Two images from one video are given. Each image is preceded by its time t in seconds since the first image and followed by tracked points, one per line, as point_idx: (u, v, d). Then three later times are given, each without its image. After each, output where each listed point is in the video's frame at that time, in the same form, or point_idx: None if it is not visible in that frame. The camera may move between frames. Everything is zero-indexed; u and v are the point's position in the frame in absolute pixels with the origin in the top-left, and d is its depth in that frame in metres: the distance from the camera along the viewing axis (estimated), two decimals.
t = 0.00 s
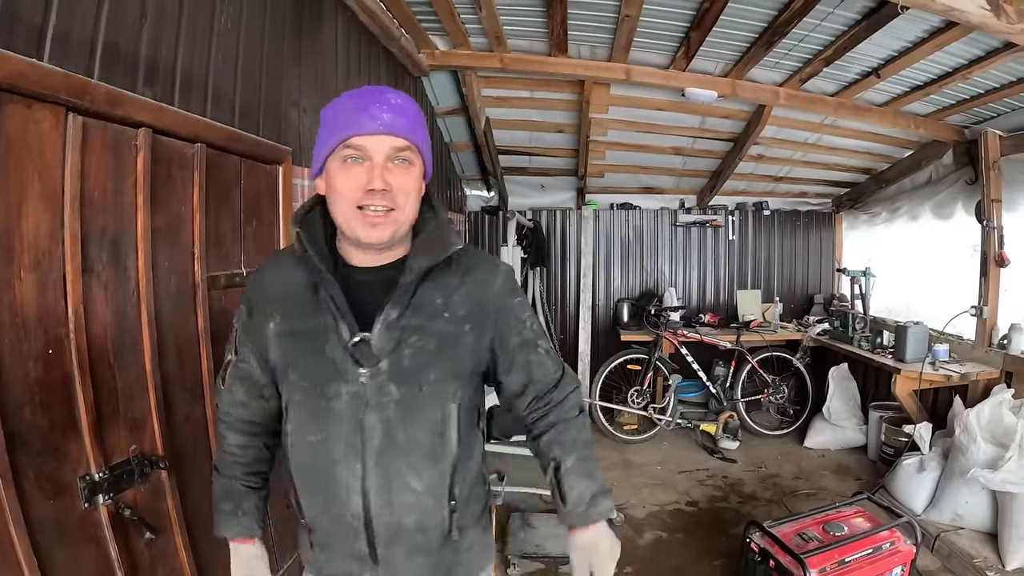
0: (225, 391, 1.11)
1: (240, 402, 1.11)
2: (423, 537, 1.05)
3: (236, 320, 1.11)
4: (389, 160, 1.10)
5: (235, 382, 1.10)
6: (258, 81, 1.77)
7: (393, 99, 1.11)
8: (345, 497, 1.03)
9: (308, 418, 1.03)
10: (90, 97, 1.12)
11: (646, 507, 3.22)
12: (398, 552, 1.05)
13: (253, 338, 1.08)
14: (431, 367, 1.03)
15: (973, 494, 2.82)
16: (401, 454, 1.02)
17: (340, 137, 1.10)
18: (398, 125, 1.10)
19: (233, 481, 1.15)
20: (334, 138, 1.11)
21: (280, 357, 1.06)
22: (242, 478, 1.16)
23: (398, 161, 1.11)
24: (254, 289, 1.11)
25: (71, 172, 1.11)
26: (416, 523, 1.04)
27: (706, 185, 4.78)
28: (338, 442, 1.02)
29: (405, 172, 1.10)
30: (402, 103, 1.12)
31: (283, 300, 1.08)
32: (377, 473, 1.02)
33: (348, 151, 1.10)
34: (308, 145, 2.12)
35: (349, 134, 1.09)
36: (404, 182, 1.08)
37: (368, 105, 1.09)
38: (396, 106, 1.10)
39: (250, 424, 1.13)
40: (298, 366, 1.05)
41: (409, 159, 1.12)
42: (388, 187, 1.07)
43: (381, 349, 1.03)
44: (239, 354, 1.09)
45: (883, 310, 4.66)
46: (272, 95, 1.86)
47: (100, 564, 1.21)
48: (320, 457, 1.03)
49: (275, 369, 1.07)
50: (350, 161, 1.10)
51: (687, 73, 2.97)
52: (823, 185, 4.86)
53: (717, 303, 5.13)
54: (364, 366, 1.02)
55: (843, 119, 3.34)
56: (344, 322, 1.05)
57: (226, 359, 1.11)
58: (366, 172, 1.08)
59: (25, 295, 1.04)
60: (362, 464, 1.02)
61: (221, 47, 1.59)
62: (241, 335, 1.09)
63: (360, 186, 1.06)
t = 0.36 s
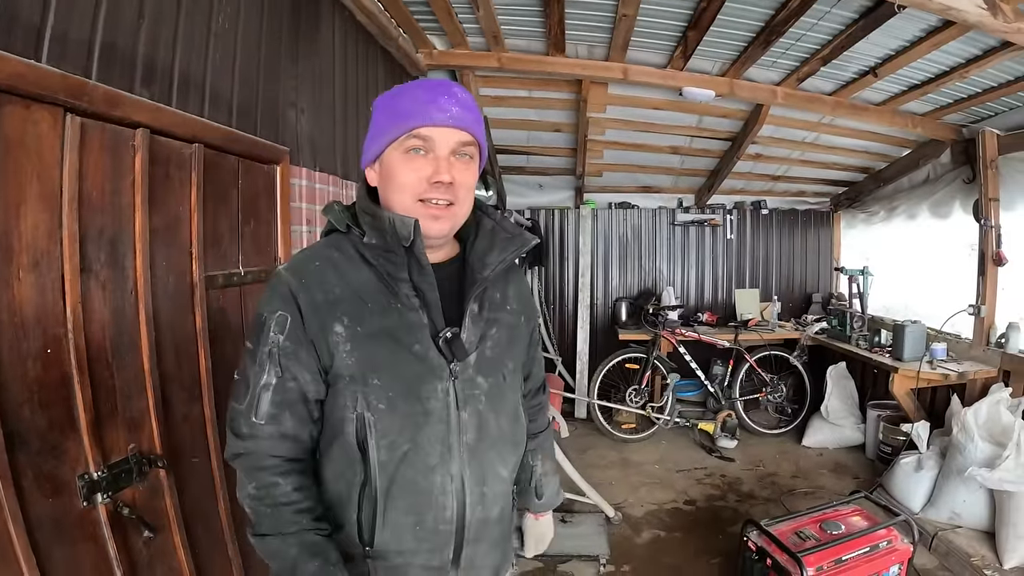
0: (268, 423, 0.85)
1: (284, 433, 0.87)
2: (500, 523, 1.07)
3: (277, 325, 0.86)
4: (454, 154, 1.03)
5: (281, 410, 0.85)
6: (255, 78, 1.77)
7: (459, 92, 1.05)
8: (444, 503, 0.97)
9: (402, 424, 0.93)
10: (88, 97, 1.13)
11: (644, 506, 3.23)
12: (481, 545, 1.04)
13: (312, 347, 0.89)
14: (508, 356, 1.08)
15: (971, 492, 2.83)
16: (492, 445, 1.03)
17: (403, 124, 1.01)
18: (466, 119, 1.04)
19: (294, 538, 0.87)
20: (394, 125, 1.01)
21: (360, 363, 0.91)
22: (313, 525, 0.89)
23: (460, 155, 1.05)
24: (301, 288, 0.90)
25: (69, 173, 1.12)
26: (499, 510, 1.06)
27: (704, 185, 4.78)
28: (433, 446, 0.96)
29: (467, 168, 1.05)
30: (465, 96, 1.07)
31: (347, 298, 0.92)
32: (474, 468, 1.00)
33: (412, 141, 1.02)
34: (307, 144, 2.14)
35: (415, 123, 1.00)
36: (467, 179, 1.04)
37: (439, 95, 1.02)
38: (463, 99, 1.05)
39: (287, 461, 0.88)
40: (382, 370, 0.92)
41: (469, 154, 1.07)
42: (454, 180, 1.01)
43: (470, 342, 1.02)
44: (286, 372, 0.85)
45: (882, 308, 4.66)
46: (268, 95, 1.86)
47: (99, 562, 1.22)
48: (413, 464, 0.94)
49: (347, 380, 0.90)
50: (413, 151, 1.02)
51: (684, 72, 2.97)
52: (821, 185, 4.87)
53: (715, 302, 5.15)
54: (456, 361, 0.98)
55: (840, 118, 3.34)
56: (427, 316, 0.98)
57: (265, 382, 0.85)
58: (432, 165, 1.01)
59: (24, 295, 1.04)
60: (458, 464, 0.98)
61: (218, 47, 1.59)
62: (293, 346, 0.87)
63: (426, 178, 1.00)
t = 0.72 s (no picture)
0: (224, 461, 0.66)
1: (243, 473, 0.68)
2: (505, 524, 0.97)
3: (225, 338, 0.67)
4: (424, 149, 0.95)
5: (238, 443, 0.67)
6: (254, 79, 1.78)
7: (432, 84, 0.98)
8: (455, 513, 0.84)
9: (397, 432, 0.78)
10: (87, 96, 1.13)
11: (643, 505, 3.23)
12: (492, 552, 0.93)
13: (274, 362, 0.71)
14: (481, 348, 1.00)
15: (969, 491, 2.83)
16: (488, 443, 0.92)
17: (372, 113, 0.91)
18: (439, 113, 0.97)
19: None
20: (361, 113, 0.92)
21: (340, 367, 0.75)
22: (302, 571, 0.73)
23: (429, 150, 0.96)
24: (257, 294, 0.72)
25: (68, 172, 1.12)
26: (502, 511, 0.96)
27: (703, 184, 4.78)
28: (436, 452, 0.82)
29: (436, 165, 0.97)
30: (436, 89, 1.00)
31: (312, 298, 0.76)
32: (477, 469, 0.89)
33: (381, 132, 0.92)
34: (305, 142, 2.15)
35: (386, 113, 0.91)
36: (436, 176, 0.95)
37: (412, 85, 0.94)
38: (435, 91, 0.97)
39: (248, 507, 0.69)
40: (366, 374, 0.77)
41: (437, 151, 0.99)
42: (425, 177, 0.92)
43: (447, 336, 0.92)
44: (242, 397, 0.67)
45: (881, 308, 4.67)
46: (268, 95, 1.86)
47: (98, 563, 1.22)
48: (417, 477, 0.80)
49: (327, 390, 0.74)
50: (382, 144, 0.92)
51: (683, 71, 2.98)
52: (820, 184, 4.87)
53: (714, 302, 5.16)
54: (439, 357, 0.87)
55: (839, 117, 3.34)
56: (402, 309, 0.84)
57: (212, 412, 0.66)
58: (402, 159, 0.91)
59: (23, 294, 1.04)
60: (462, 467, 0.86)
61: (217, 48, 1.59)
62: (248, 367, 0.68)
63: (397, 173, 0.90)
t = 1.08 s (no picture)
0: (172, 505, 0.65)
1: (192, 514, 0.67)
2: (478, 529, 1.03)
3: (169, 374, 0.65)
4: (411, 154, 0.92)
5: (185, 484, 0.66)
6: (254, 76, 1.78)
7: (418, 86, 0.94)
8: (430, 529, 0.88)
9: (364, 456, 0.80)
10: (88, 95, 1.13)
11: (643, 504, 3.23)
12: (467, 559, 0.99)
13: (225, 393, 0.70)
14: (439, 351, 1.01)
15: (968, 489, 2.84)
16: (455, 451, 0.96)
17: (375, 114, 0.83)
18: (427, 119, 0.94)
19: None
20: (360, 113, 0.82)
21: (303, 392, 0.76)
22: None
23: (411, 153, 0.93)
24: (199, 315, 0.69)
25: (68, 171, 1.12)
26: (473, 516, 1.01)
27: (701, 183, 4.79)
28: (406, 471, 0.85)
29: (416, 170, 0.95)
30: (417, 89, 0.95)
31: (262, 316, 0.74)
32: (447, 480, 0.92)
33: (380, 136, 0.85)
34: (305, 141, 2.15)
35: (392, 115, 0.85)
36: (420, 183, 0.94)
37: (410, 89, 0.89)
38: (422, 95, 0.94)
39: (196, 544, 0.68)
40: (329, 396, 0.78)
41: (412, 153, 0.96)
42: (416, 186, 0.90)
43: (410, 343, 0.93)
44: (189, 434, 0.66)
45: (879, 306, 4.69)
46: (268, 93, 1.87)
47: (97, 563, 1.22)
48: (390, 500, 0.82)
49: (287, 418, 0.75)
50: (380, 147, 0.85)
51: (682, 70, 2.99)
52: (819, 183, 4.88)
53: (713, 301, 5.17)
54: (400, 368, 0.88)
55: (838, 116, 3.35)
56: (363, 324, 0.84)
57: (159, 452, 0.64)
58: (402, 168, 0.87)
59: (23, 294, 1.04)
60: (432, 481, 0.89)
61: (218, 46, 1.60)
62: (195, 400, 0.67)
63: (396, 183, 0.86)
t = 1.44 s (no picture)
0: (185, 505, 0.67)
1: (206, 514, 0.69)
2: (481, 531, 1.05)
3: (187, 373, 0.66)
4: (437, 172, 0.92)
5: (200, 485, 0.67)
6: (252, 75, 1.77)
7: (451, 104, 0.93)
8: (437, 532, 0.90)
9: (376, 461, 0.81)
10: (87, 94, 1.13)
11: (642, 503, 3.24)
12: (469, 560, 1.00)
13: (241, 396, 0.71)
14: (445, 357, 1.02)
15: (967, 488, 2.84)
16: (461, 455, 0.98)
17: (417, 137, 0.83)
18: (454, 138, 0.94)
19: None
20: (402, 133, 0.82)
21: (317, 398, 0.77)
22: None
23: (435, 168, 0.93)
24: (216, 317, 0.70)
25: (66, 170, 1.12)
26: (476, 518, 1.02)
27: (700, 182, 4.79)
28: (416, 476, 0.86)
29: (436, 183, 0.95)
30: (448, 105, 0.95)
31: (277, 320, 0.75)
32: (453, 483, 0.94)
33: (416, 157, 0.85)
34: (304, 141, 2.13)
35: (432, 141, 0.85)
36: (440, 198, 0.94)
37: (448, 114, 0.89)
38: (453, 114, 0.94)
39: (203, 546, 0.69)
40: (342, 402, 0.79)
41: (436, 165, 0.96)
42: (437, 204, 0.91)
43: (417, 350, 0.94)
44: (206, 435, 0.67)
45: (878, 305, 4.71)
46: (266, 92, 1.86)
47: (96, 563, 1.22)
48: (400, 505, 0.84)
49: (301, 423, 0.76)
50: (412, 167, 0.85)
51: (681, 69, 2.99)
52: (818, 182, 4.88)
53: (712, 299, 5.18)
54: (411, 374, 0.89)
55: (837, 115, 3.36)
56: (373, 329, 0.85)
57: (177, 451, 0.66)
58: (429, 187, 0.88)
59: (22, 293, 1.04)
60: (440, 487, 0.91)
61: (216, 45, 1.59)
62: (212, 400, 0.68)
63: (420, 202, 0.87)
